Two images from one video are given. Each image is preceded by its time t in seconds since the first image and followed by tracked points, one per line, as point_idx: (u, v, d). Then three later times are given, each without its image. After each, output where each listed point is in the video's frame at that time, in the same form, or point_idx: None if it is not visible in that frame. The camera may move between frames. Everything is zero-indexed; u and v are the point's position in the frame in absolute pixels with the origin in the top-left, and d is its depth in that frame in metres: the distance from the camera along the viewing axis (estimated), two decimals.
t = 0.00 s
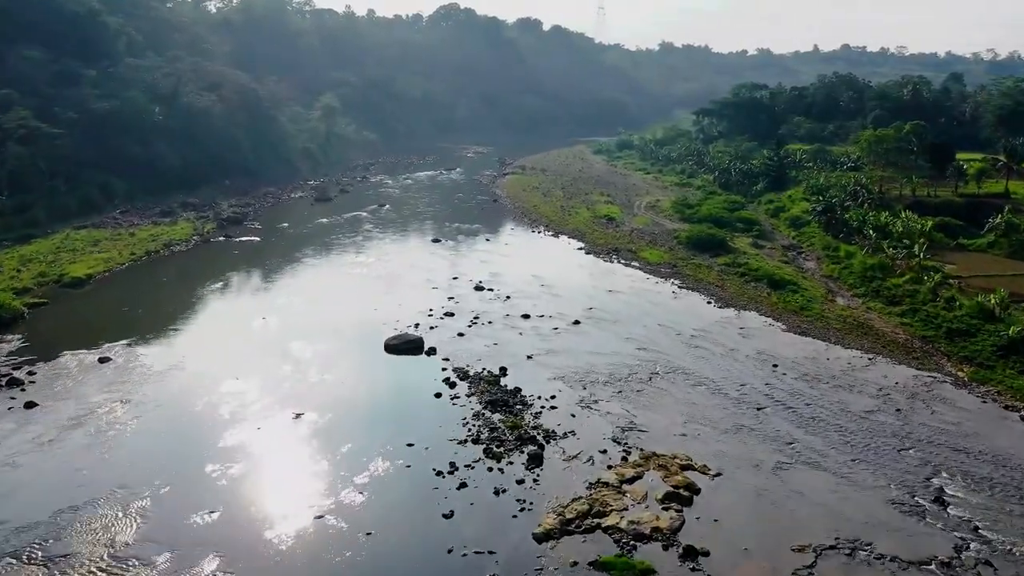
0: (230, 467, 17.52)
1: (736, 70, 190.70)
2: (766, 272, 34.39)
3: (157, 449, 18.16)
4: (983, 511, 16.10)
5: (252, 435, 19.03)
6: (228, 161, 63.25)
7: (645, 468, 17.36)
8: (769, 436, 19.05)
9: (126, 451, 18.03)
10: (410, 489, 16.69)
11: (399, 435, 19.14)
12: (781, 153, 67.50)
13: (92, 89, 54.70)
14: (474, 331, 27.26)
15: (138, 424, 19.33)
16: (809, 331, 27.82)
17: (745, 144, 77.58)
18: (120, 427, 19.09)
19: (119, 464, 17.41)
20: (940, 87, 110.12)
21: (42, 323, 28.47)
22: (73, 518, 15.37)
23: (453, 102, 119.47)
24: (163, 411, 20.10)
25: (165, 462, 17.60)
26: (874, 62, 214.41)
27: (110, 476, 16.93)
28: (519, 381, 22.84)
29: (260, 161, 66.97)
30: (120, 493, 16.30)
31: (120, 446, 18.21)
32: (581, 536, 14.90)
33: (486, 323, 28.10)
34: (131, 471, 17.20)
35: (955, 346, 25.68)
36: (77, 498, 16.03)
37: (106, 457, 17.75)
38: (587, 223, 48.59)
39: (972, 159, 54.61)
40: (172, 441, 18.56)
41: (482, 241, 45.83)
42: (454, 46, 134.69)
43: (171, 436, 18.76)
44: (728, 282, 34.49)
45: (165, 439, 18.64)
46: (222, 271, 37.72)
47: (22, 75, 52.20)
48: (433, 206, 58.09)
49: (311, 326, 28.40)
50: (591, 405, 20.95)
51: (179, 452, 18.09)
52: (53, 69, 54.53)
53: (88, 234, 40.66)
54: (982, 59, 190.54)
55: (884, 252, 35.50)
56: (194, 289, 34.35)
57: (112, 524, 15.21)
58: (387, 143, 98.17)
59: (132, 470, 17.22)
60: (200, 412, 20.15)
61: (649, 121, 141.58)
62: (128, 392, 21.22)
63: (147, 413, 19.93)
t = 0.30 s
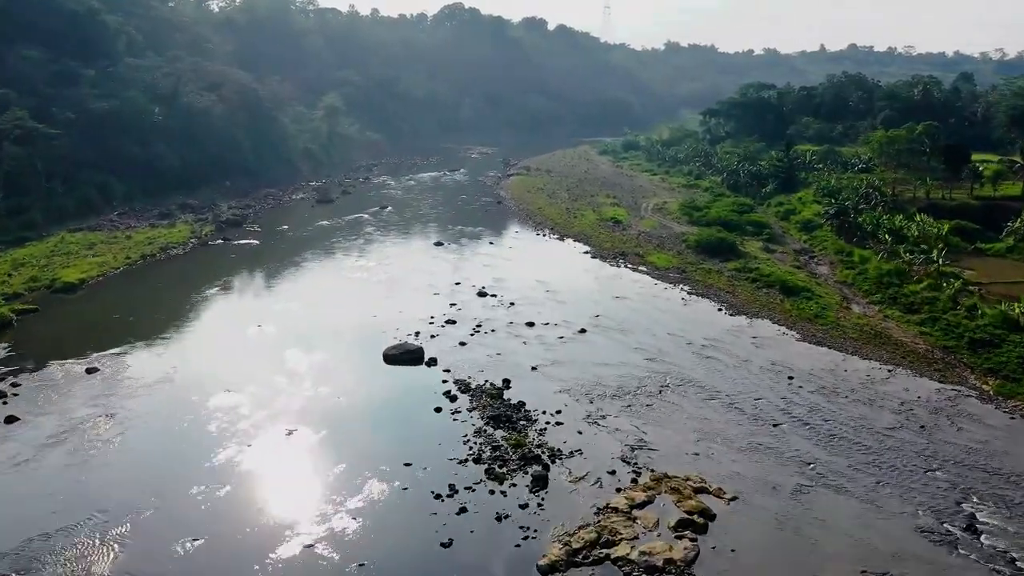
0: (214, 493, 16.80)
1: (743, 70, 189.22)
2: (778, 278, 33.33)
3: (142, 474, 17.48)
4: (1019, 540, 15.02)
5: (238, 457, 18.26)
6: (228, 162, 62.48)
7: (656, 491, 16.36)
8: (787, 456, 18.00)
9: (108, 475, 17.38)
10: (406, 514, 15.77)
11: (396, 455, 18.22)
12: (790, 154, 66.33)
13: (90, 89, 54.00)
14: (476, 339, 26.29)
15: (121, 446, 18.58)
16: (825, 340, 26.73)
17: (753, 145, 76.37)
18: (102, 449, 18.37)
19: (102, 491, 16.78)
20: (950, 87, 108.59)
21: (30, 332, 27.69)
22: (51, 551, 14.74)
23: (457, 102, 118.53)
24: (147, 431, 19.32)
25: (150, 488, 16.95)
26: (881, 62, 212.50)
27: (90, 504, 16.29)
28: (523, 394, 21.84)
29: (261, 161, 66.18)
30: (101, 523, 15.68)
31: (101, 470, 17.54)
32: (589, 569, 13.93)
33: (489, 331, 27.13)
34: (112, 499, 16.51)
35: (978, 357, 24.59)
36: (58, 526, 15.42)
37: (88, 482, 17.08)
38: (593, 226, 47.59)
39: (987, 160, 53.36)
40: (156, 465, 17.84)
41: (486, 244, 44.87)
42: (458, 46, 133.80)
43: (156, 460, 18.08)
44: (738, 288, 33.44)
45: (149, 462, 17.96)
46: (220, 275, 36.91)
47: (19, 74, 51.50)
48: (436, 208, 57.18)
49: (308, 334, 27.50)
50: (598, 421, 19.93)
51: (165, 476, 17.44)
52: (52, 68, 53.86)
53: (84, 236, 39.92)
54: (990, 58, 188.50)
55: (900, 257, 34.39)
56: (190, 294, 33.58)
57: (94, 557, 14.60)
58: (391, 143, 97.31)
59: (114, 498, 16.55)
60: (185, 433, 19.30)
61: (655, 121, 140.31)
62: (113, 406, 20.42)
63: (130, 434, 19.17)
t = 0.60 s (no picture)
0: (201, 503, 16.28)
1: (748, 70, 187.97)
2: (791, 284, 32.28)
3: (129, 485, 17.08)
4: None
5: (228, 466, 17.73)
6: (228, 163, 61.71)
7: (667, 518, 15.35)
8: (806, 479, 16.96)
9: (95, 486, 17.03)
10: (401, 541, 14.80)
11: (390, 475, 17.26)
12: (798, 155, 65.20)
13: (88, 89, 53.29)
14: (478, 350, 25.31)
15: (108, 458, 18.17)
16: (841, 351, 25.64)
17: (760, 145, 75.26)
18: (89, 462, 17.97)
19: (87, 502, 16.40)
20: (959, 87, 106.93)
21: (15, 343, 26.99)
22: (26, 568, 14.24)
23: (460, 102, 117.58)
24: (136, 443, 18.87)
25: (136, 499, 16.53)
26: (888, 62, 210.72)
27: (73, 517, 15.90)
28: (526, 408, 20.84)
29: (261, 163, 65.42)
30: (84, 535, 15.25)
31: (87, 481, 17.18)
32: None
33: (491, 341, 26.15)
34: (97, 511, 16.11)
35: (1002, 370, 23.50)
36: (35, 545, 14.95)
37: (75, 494, 16.71)
38: (598, 228, 46.60)
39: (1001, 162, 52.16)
40: (144, 477, 17.40)
41: (489, 248, 43.91)
42: (462, 46, 132.92)
43: (145, 470, 17.68)
44: (749, 294, 32.40)
45: (138, 473, 17.56)
46: (217, 279, 36.11)
47: (16, 74, 50.81)
48: (439, 210, 56.28)
49: (304, 343, 26.63)
50: (605, 439, 18.91)
51: (152, 486, 16.99)
52: (49, 68, 53.18)
53: (78, 240, 39.19)
54: (998, 58, 186.48)
55: (916, 262, 33.28)
56: (184, 300, 32.76)
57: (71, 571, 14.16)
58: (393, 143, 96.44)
59: (99, 511, 16.13)
60: (175, 444, 18.85)
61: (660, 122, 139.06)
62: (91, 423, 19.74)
63: (120, 445, 18.77)
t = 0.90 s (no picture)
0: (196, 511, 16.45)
1: (754, 70, 186.78)
2: (803, 291, 31.25)
3: (127, 486, 17.33)
4: None
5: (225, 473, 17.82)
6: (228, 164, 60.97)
7: (680, 549, 14.37)
8: (827, 505, 15.97)
9: (94, 486, 17.30)
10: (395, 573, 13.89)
11: (384, 499, 16.38)
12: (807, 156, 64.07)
13: (85, 89, 52.64)
14: (479, 360, 24.32)
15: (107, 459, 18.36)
16: (858, 363, 24.59)
17: (768, 146, 74.12)
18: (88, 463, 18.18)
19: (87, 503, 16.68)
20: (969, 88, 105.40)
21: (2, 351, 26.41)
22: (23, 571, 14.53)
23: (464, 103, 116.65)
24: (148, 438, 19.39)
25: (133, 501, 16.79)
26: (894, 62, 208.91)
27: (73, 518, 16.20)
28: (530, 425, 19.86)
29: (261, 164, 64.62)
30: (82, 538, 15.55)
31: (87, 481, 17.44)
32: None
33: (493, 351, 25.18)
34: (95, 512, 16.40)
35: None
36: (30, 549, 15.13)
37: (77, 493, 17.00)
38: (603, 232, 45.65)
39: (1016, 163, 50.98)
40: (141, 479, 17.61)
41: (491, 251, 42.91)
42: (465, 45, 132.06)
43: (142, 471, 17.92)
44: (760, 301, 31.37)
45: (135, 474, 17.77)
46: (215, 284, 35.30)
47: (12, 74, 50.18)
48: (441, 212, 55.43)
49: (299, 352, 25.73)
50: (613, 459, 17.90)
51: (149, 489, 17.25)
52: (46, 68, 52.56)
53: (71, 243, 38.52)
54: (1006, 58, 184.58)
55: (934, 268, 32.18)
56: (179, 306, 31.95)
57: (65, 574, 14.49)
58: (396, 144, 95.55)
59: (98, 511, 16.43)
60: (173, 447, 19.01)
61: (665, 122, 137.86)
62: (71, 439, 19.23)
63: (118, 447, 18.91)
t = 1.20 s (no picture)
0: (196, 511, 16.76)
1: (760, 70, 185.48)
2: (817, 298, 30.19)
3: (128, 486, 17.72)
4: None
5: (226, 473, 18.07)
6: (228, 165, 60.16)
7: None
8: (852, 536, 14.98)
9: (96, 486, 17.74)
10: None
11: (376, 526, 15.59)
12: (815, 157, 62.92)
13: (81, 89, 52.04)
14: (481, 372, 23.33)
15: (107, 462, 18.76)
16: (878, 375, 23.49)
17: (775, 147, 72.95)
18: (90, 466, 18.59)
19: (89, 503, 17.10)
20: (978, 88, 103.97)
21: None
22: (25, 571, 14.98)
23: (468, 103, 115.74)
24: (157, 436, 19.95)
25: (136, 501, 17.21)
26: (901, 62, 207.18)
27: (76, 518, 16.64)
28: (533, 443, 18.84)
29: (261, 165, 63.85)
30: (83, 539, 15.91)
31: (88, 483, 17.85)
32: None
33: (495, 361, 24.16)
34: (98, 512, 16.82)
35: None
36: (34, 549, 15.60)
37: (79, 493, 17.46)
38: (608, 235, 44.63)
39: None
40: (142, 480, 18.00)
41: (494, 255, 41.87)
42: (469, 45, 131.20)
43: (144, 472, 18.28)
44: (772, 308, 30.32)
45: (137, 475, 18.13)
46: (212, 288, 34.54)
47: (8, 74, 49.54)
48: (443, 214, 54.52)
49: (295, 361, 25.05)
50: (622, 481, 16.90)
51: (150, 490, 17.61)
52: (43, 68, 51.91)
53: (64, 247, 37.90)
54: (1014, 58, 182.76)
55: (952, 275, 31.07)
56: (174, 312, 31.27)
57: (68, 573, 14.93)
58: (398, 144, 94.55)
59: (100, 511, 16.86)
60: (173, 448, 19.36)
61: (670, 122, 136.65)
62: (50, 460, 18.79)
63: (119, 450, 19.31)
